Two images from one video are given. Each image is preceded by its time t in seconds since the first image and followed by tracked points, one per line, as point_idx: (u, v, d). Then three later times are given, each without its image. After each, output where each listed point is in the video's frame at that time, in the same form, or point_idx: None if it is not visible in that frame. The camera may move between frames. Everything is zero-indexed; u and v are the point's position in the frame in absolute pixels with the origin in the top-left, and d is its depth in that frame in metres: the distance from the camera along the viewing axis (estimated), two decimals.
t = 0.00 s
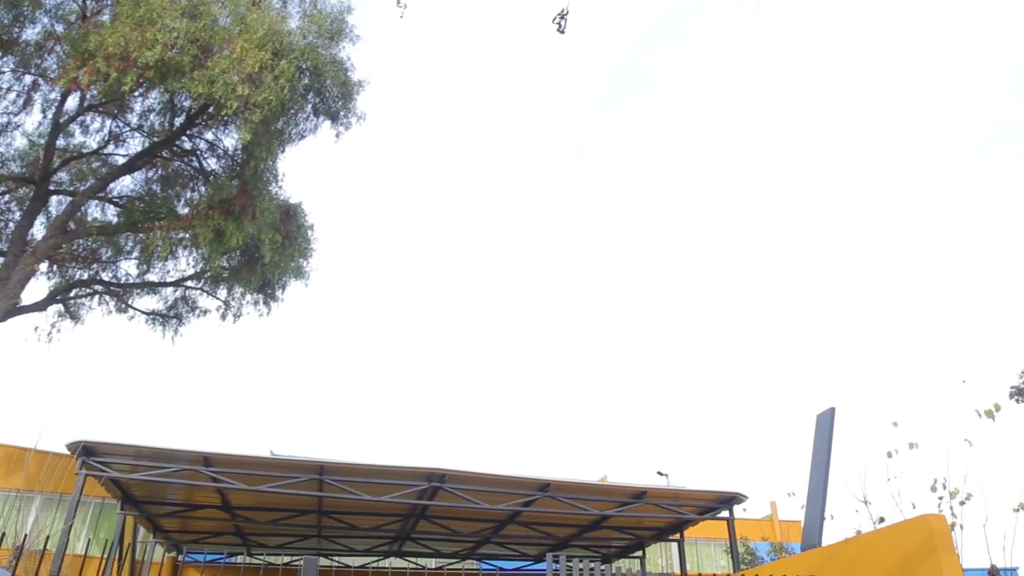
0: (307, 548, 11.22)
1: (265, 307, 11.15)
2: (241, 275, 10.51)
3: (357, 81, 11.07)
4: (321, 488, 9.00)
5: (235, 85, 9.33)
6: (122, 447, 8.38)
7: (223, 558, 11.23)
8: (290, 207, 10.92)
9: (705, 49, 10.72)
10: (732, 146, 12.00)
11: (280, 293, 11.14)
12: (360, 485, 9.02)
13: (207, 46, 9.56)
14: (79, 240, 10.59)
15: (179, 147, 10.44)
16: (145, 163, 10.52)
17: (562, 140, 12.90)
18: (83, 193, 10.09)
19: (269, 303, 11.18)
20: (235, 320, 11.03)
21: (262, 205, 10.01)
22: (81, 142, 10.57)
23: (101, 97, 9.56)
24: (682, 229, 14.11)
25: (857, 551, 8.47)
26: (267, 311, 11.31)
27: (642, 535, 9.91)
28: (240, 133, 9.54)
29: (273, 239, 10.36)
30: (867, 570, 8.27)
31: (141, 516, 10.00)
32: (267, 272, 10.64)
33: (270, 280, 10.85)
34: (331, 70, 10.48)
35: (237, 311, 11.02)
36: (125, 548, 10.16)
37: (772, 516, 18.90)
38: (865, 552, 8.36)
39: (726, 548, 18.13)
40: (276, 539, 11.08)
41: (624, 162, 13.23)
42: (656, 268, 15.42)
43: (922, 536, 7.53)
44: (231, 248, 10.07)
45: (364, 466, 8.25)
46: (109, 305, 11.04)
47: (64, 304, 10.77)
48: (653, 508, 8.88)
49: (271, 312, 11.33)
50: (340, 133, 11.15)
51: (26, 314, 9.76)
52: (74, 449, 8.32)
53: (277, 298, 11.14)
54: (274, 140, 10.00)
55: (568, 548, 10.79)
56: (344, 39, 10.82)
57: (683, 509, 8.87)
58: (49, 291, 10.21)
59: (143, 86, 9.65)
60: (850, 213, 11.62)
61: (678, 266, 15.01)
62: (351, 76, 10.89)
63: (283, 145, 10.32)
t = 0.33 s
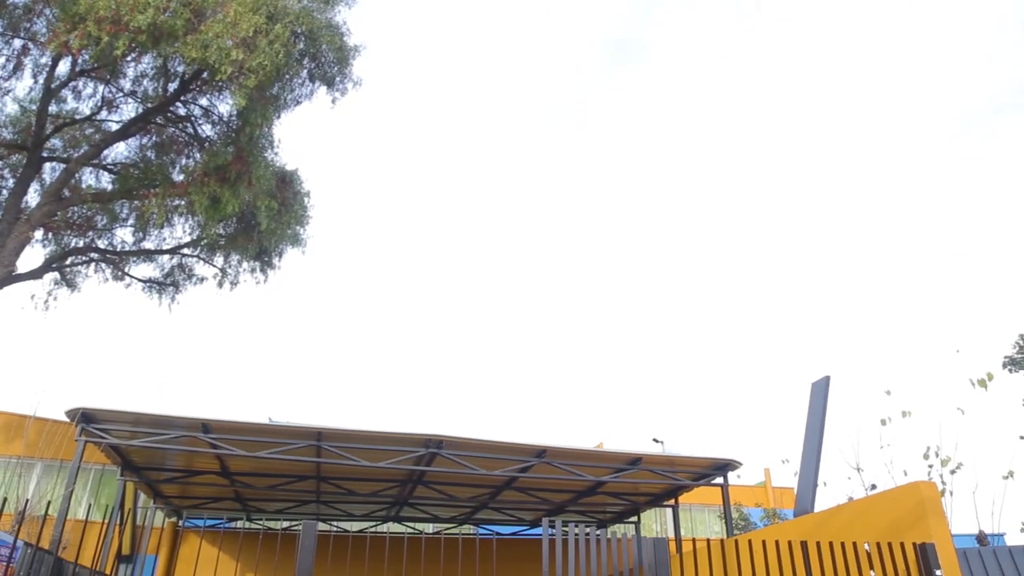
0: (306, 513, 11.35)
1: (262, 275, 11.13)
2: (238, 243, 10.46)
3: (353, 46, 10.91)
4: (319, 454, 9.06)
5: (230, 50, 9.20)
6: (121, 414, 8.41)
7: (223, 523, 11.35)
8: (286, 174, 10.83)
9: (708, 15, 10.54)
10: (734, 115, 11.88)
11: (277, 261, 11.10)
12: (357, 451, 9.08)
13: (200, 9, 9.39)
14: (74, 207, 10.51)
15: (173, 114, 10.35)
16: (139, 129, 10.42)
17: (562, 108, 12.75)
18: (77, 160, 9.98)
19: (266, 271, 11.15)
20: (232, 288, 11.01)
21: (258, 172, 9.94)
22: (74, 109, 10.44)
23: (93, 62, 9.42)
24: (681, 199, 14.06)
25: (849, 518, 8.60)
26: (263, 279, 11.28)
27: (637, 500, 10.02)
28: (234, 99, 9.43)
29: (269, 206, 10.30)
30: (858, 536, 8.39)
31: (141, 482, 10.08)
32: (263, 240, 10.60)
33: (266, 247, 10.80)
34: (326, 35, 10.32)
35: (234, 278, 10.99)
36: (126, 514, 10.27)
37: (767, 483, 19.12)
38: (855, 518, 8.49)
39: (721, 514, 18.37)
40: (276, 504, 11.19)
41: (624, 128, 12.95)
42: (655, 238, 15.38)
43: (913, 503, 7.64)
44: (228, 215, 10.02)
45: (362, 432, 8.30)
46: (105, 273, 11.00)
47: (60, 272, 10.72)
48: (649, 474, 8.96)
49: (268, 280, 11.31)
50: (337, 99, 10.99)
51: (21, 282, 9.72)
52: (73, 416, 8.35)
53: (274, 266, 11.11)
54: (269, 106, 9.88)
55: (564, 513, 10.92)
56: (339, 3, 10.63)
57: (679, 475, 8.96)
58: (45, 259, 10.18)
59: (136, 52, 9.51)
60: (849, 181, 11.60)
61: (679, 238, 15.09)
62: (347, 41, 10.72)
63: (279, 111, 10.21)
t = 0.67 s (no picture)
0: (302, 480, 11.45)
1: (256, 242, 11.09)
2: (232, 210, 10.41)
3: (347, 11, 10.76)
4: (316, 422, 9.11)
5: (222, 14, 9.02)
6: (117, 381, 8.43)
7: (220, 489, 11.46)
8: (281, 141, 10.74)
9: None
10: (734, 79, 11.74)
11: (272, 229, 11.05)
12: (353, 418, 9.14)
13: None
14: (66, 175, 10.40)
15: (165, 80, 10.21)
16: (131, 96, 10.27)
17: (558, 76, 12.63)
18: (68, 126, 9.86)
19: (261, 239, 11.10)
20: (227, 256, 10.98)
21: (251, 139, 9.85)
22: (64, 75, 10.27)
23: (82, 26, 9.30)
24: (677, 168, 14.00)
25: (839, 485, 8.71)
26: (258, 247, 11.25)
27: (630, 468, 10.14)
28: (226, 65, 9.30)
29: (263, 174, 10.22)
30: (848, 503, 8.51)
31: (138, 449, 10.14)
32: (258, 207, 10.53)
33: (261, 215, 10.73)
34: None
35: (228, 246, 10.96)
36: (124, 480, 10.34)
37: (758, 451, 19.34)
38: (846, 485, 8.60)
39: (712, 481, 18.64)
40: (272, 471, 11.29)
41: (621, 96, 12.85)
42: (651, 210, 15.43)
43: (903, 472, 7.74)
44: (222, 183, 9.93)
45: (358, 399, 8.34)
46: (99, 242, 10.92)
47: (53, 240, 10.64)
48: (642, 441, 9.05)
49: (263, 248, 11.26)
50: (331, 66, 10.86)
51: (14, 250, 9.66)
52: (70, 384, 8.36)
53: (268, 235, 11.06)
54: (262, 72, 9.75)
55: (558, 480, 11.05)
56: None
57: (672, 443, 9.05)
58: (37, 227, 10.11)
59: (126, 16, 9.36)
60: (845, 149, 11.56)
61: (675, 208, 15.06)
62: (341, 6, 10.57)
63: (272, 78, 10.09)
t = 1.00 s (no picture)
0: (300, 447, 11.54)
1: (251, 211, 11.00)
2: (227, 178, 10.34)
3: None
4: (313, 390, 9.16)
5: None
6: (113, 349, 8.43)
7: (218, 457, 11.55)
8: (275, 108, 10.63)
9: None
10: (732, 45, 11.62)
11: (267, 197, 10.97)
12: (349, 386, 9.17)
13: None
14: (58, 142, 10.28)
15: (157, 46, 10.07)
16: (122, 63, 10.09)
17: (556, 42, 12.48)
18: (59, 93, 9.72)
19: (256, 207, 11.03)
20: (222, 225, 10.93)
21: (245, 106, 9.74)
22: (53, 40, 10.09)
23: None
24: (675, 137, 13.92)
25: (831, 452, 8.80)
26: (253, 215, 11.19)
27: (626, 435, 10.23)
28: (219, 30, 9.16)
29: (258, 141, 10.14)
30: (840, 470, 8.61)
31: (137, 417, 10.19)
32: (253, 175, 10.46)
33: (256, 183, 10.66)
34: None
35: (224, 215, 10.89)
36: (122, 448, 10.40)
37: (753, 420, 19.52)
38: (838, 453, 8.69)
39: (707, 449, 18.84)
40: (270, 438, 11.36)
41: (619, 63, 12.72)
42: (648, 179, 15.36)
43: (895, 440, 7.81)
44: (216, 150, 9.84)
45: (354, 367, 8.36)
46: (93, 210, 10.83)
47: (47, 209, 10.54)
48: (637, 409, 9.11)
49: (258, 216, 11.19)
50: (326, 32, 10.69)
51: (7, 219, 9.57)
52: (66, 353, 8.37)
53: (264, 203, 10.99)
54: (256, 37, 9.61)
55: (554, 448, 11.15)
56: None
57: (667, 411, 9.11)
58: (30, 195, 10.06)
59: None
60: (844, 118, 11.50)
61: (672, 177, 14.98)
62: None
63: (266, 43, 9.95)
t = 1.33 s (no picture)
0: (298, 417, 11.61)
1: (247, 181, 10.94)
2: (222, 148, 10.26)
3: None
4: (310, 360, 9.18)
5: None
6: (111, 320, 8.43)
7: (217, 427, 11.63)
8: (269, 77, 10.52)
9: None
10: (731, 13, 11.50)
11: (262, 167, 10.90)
12: (347, 356, 9.20)
13: None
14: (50, 112, 10.17)
15: (148, 13, 9.92)
16: (112, 31, 9.88)
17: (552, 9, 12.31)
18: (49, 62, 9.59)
19: (251, 177, 10.96)
20: (217, 195, 10.88)
21: (239, 75, 9.63)
22: (43, 8, 9.96)
23: None
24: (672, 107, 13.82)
25: (827, 423, 8.86)
26: (249, 185, 11.06)
27: (622, 405, 10.30)
28: None
29: (252, 111, 10.05)
30: (836, 439, 8.67)
31: (135, 388, 10.22)
32: (248, 145, 10.38)
33: (251, 152, 10.58)
34: None
35: (219, 185, 10.86)
36: (121, 418, 10.46)
37: (748, 390, 19.69)
38: (834, 423, 8.75)
39: (702, 419, 19.02)
40: (268, 408, 11.43)
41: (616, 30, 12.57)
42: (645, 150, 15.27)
43: (889, 410, 7.87)
44: (210, 120, 9.75)
45: (351, 337, 8.38)
46: (87, 181, 10.76)
47: (40, 180, 10.45)
48: (634, 379, 9.16)
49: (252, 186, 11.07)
50: None
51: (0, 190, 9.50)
52: (63, 324, 8.37)
53: (259, 173, 10.92)
54: (249, 5, 9.46)
55: (550, 417, 11.24)
56: None
57: (663, 380, 9.16)
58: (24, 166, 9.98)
59: None
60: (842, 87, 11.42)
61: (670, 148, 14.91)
62: None
63: (259, 11, 9.80)
